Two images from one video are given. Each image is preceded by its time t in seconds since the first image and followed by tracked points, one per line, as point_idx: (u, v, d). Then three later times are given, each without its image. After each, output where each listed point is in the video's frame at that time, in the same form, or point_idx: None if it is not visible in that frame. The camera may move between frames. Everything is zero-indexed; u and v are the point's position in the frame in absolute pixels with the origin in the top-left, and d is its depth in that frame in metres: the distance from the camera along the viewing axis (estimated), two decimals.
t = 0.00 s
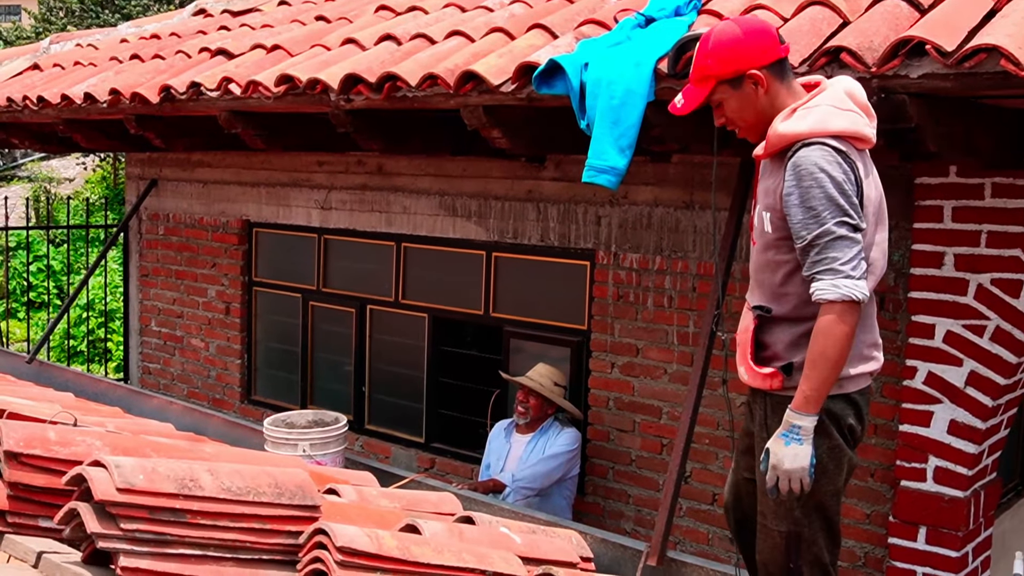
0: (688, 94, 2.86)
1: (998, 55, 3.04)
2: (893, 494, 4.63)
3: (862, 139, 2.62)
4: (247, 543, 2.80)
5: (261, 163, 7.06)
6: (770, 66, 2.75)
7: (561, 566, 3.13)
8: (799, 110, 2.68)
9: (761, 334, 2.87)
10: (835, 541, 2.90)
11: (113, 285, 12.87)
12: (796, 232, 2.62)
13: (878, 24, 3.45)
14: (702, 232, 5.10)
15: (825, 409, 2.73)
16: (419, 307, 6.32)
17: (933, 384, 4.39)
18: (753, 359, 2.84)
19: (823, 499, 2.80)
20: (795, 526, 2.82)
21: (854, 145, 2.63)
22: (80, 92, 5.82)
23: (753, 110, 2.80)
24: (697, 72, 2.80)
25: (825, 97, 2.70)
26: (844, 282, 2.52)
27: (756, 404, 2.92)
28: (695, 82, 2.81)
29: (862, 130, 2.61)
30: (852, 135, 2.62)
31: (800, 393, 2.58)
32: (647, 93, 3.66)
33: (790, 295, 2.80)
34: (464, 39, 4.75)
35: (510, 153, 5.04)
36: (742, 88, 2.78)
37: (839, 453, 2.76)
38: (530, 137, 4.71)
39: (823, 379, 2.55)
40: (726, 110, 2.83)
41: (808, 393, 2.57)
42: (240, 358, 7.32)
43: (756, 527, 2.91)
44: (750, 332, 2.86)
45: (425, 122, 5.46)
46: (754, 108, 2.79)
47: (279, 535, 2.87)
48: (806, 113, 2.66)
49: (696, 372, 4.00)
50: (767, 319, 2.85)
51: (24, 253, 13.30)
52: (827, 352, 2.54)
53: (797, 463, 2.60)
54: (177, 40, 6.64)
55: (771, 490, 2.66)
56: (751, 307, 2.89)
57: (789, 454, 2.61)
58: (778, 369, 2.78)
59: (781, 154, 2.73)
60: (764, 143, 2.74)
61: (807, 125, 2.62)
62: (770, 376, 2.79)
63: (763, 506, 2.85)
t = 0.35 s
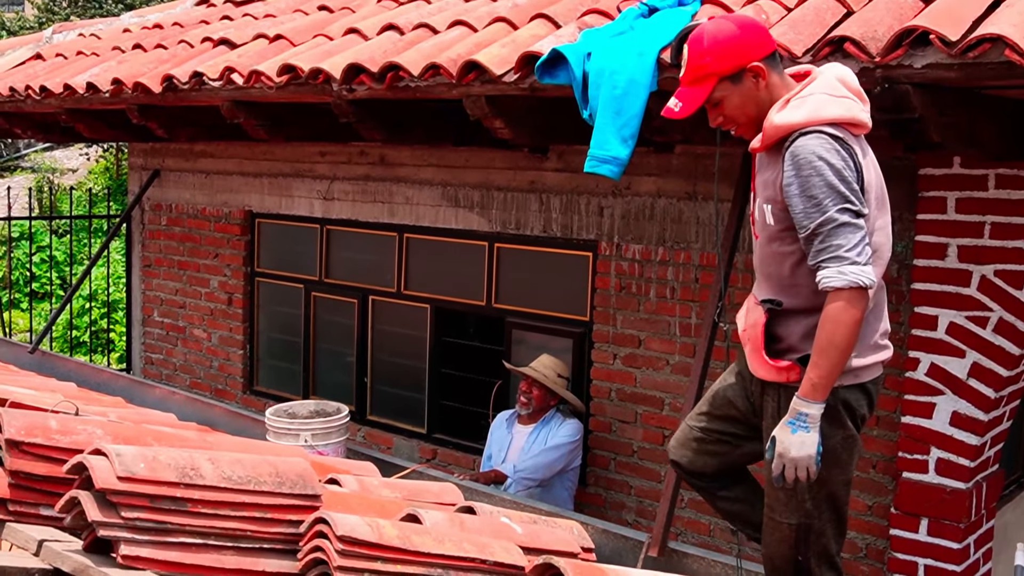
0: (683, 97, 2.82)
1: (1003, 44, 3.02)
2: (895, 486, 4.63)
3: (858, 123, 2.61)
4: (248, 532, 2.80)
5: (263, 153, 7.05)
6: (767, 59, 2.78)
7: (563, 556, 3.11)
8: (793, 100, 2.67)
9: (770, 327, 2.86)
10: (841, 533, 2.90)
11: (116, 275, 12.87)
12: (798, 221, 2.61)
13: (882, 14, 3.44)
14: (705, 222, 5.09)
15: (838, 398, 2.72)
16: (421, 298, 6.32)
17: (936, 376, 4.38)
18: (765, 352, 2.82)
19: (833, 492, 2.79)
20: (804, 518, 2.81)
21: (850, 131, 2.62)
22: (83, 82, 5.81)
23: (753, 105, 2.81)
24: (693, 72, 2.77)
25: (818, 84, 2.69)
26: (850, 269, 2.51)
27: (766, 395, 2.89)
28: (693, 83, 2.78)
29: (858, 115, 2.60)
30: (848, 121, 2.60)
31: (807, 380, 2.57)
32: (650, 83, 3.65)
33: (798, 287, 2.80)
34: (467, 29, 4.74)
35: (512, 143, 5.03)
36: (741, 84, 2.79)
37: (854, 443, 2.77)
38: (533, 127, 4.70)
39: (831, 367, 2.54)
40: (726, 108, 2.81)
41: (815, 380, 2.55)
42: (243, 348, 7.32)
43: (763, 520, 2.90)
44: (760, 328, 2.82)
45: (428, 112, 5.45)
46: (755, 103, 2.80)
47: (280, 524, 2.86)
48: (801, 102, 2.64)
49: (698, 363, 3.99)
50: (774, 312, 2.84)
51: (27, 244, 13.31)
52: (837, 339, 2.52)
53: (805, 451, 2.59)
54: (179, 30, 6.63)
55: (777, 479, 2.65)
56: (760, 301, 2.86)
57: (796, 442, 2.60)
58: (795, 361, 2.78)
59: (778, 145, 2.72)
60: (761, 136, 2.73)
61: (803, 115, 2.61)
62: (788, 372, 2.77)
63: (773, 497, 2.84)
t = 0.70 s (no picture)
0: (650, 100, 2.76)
1: (998, 29, 3.01)
2: (893, 473, 4.63)
3: (828, 101, 2.61)
4: (245, 523, 2.80)
5: (259, 145, 7.03)
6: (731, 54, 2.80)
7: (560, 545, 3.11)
8: (761, 87, 2.67)
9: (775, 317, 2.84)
10: (845, 518, 2.91)
11: (113, 269, 12.86)
12: (790, 204, 2.60)
13: None
14: (701, 211, 5.08)
15: (855, 383, 2.74)
16: (418, 288, 6.31)
17: (933, 362, 4.38)
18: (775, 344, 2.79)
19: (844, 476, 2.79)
20: (816, 505, 2.80)
21: (821, 108, 2.64)
22: (77, 75, 5.79)
23: (721, 102, 2.81)
24: (662, 74, 2.72)
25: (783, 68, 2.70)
26: (851, 241, 2.50)
27: (774, 386, 2.87)
28: (663, 82, 2.73)
29: (826, 92, 2.61)
30: (818, 100, 2.62)
31: (820, 356, 2.56)
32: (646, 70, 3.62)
33: (800, 276, 2.79)
34: (462, 18, 4.72)
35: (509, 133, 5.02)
36: (708, 81, 2.79)
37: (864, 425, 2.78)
38: (529, 117, 4.69)
39: (840, 340, 2.53)
40: (694, 107, 2.79)
41: (827, 354, 2.54)
42: (240, 341, 7.31)
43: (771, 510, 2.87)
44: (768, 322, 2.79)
45: (424, 102, 5.43)
46: (723, 100, 2.81)
47: (277, 514, 2.85)
48: (769, 89, 2.65)
49: (695, 351, 3.99)
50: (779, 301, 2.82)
51: (24, 239, 13.29)
52: (847, 311, 2.51)
53: (824, 428, 2.57)
54: (174, 22, 6.61)
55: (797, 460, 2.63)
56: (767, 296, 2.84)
57: (815, 418, 2.58)
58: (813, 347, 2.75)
59: (754, 136, 2.72)
60: (737, 132, 2.73)
61: (773, 102, 2.62)
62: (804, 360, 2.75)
63: (786, 484, 2.81)
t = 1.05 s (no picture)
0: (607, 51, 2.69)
1: (987, 13, 3.01)
2: (886, 459, 4.64)
3: (770, 77, 2.58)
4: (238, 516, 2.79)
5: (248, 137, 7.01)
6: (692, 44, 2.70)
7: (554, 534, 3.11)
8: (705, 70, 2.65)
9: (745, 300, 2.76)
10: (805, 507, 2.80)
11: (103, 263, 12.82)
12: (754, 170, 2.54)
13: None
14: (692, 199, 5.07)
15: (834, 357, 2.69)
16: (410, 279, 6.31)
17: (924, 348, 4.39)
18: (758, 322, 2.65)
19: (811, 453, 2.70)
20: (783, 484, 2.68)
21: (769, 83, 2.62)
22: (64, 68, 5.76)
23: (665, 82, 2.71)
24: (628, 29, 2.67)
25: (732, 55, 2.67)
26: (819, 194, 2.45)
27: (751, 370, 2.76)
28: (621, 38, 2.67)
29: (773, 66, 2.60)
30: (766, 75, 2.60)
31: (799, 309, 2.47)
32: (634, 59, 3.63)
33: (773, 253, 2.70)
34: (451, 7, 4.70)
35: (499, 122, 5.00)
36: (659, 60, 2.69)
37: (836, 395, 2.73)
38: (518, 106, 4.68)
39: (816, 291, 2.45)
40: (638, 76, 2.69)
41: (804, 303, 2.46)
42: (232, 333, 7.30)
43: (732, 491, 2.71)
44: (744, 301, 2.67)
45: (413, 92, 5.41)
46: (665, 80, 2.70)
47: (270, 506, 2.85)
48: (710, 72, 2.63)
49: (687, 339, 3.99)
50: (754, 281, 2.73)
51: (13, 233, 13.24)
52: (823, 262, 2.45)
53: (799, 378, 2.47)
54: (161, 14, 6.57)
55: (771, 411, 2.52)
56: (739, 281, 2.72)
57: (792, 367, 2.47)
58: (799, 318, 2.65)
59: (707, 118, 2.68)
60: (690, 114, 2.68)
61: (708, 86, 2.61)
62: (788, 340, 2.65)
63: (752, 463, 2.66)
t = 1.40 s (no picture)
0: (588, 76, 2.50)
1: (984, 6, 3.01)
2: (883, 451, 4.65)
3: (756, 64, 2.52)
4: (237, 510, 2.79)
5: (245, 131, 7.00)
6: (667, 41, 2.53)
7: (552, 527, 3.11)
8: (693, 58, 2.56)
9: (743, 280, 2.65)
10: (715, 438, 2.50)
11: (100, 258, 12.81)
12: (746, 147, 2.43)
13: None
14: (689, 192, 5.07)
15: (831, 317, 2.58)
16: (408, 273, 6.30)
17: (921, 340, 4.39)
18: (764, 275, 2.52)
19: (762, 374, 2.49)
20: (721, 375, 2.45)
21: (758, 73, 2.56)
22: (60, 63, 5.75)
23: (655, 86, 2.54)
24: (599, 48, 2.47)
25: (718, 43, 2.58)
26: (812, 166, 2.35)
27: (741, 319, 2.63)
28: (597, 59, 2.47)
29: (758, 57, 2.54)
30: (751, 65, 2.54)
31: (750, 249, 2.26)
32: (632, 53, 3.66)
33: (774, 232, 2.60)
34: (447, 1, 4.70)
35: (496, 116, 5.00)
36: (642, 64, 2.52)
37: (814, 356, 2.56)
38: (516, 99, 4.67)
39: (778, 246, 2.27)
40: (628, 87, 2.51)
41: (757, 247, 2.26)
42: (229, 328, 7.30)
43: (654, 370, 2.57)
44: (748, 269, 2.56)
45: (410, 86, 5.40)
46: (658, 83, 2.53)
47: (269, 501, 2.84)
48: (700, 59, 2.54)
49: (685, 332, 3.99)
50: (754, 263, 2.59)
51: (10, 228, 13.23)
52: (802, 228, 2.29)
53: (712, 299, 2.18)
54: (156, 8, 6.55)
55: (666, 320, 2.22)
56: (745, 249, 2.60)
57: (710, 285, 2.21)
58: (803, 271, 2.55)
59: (700, 108, 2.57)
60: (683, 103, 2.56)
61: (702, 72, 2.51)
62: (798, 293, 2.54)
63: (707, 347, 2.48)
